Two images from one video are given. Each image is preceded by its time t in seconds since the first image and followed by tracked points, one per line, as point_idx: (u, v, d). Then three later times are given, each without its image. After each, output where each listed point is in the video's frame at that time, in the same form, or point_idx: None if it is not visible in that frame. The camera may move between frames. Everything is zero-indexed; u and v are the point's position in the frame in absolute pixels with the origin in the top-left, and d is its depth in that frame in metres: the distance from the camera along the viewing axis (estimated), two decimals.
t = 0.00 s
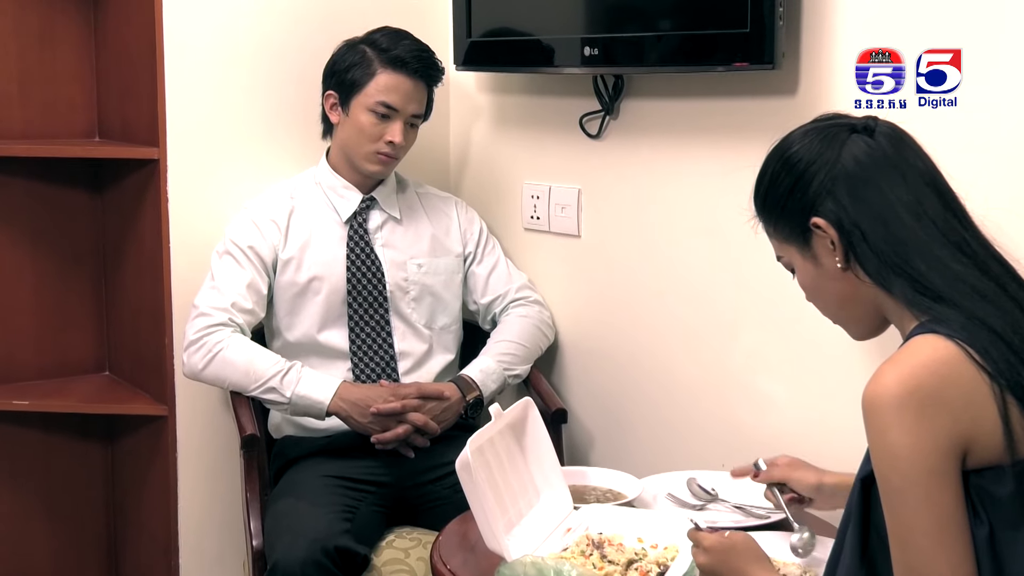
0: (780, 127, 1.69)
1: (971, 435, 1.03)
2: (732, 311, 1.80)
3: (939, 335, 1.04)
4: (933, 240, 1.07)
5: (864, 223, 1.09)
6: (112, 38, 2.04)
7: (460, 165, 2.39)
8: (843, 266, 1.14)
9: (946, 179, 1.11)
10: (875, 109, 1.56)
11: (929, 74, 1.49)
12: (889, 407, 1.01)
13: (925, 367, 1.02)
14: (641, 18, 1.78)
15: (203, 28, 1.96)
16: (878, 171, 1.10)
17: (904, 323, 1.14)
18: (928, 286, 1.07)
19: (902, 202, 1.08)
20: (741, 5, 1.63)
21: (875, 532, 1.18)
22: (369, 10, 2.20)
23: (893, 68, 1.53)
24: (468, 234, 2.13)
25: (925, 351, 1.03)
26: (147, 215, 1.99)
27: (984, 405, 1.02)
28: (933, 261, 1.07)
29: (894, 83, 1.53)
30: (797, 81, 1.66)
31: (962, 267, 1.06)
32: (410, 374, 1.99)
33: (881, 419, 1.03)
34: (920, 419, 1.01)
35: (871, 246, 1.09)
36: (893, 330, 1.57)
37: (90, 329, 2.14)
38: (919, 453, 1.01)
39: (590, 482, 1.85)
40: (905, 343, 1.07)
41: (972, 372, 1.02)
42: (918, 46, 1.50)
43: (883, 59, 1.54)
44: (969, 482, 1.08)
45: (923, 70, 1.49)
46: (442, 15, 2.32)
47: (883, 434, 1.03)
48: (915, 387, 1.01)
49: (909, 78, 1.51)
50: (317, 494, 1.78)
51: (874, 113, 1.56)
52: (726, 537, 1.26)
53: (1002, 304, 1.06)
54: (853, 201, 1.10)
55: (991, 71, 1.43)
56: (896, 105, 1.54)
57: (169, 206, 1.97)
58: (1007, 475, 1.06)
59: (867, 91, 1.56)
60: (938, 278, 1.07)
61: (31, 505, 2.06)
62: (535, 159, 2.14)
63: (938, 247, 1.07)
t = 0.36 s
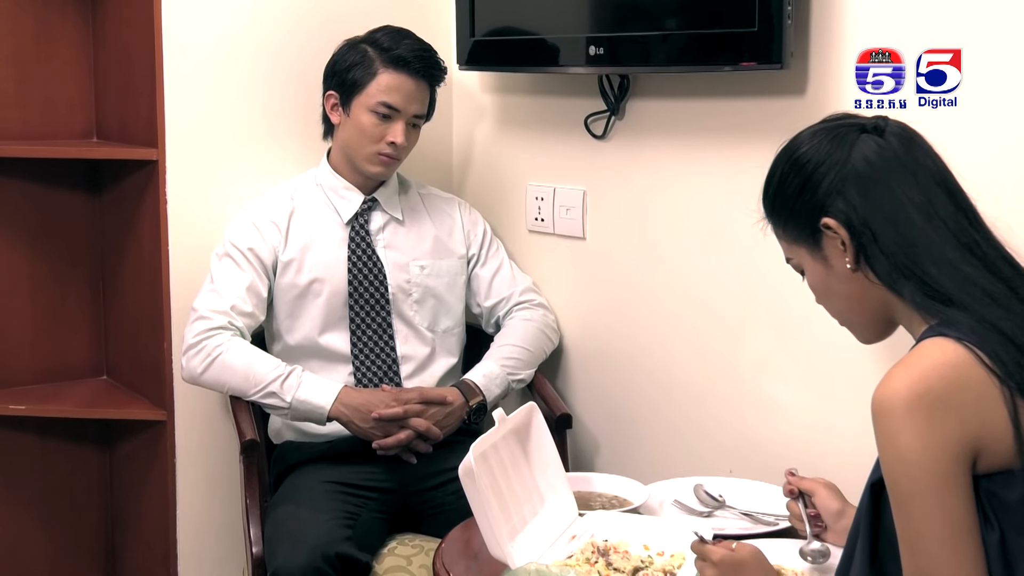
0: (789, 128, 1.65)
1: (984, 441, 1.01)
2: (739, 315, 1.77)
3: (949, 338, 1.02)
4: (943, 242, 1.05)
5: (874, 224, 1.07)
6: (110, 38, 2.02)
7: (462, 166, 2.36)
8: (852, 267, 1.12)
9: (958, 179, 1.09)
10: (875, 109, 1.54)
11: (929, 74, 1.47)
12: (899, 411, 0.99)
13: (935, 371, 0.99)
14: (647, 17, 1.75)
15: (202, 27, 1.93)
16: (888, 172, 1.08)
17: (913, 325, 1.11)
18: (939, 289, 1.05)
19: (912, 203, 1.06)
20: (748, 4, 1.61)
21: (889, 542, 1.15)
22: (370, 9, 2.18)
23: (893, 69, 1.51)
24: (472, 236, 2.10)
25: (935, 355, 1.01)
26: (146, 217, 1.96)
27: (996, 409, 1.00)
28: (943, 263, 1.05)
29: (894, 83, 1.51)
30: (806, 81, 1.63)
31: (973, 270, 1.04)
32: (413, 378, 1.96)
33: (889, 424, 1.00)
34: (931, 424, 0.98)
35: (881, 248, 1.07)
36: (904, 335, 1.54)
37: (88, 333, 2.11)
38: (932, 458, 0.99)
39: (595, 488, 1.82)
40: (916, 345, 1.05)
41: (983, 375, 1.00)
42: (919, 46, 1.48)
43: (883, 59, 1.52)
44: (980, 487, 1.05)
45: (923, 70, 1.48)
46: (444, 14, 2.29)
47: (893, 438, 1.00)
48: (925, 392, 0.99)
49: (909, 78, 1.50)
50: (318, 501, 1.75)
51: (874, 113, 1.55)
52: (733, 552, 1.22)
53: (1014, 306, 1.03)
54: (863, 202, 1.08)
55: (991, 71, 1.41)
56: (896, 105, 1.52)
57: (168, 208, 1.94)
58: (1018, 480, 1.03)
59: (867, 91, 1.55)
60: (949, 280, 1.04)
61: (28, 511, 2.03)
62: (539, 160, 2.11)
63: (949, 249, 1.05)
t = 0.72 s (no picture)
0: (796, 129, 1.63)
1: (994, 447, 0.99)
2: (746, 319, 1.74)
3: (958, 344, 1.00)
4: (954, 246, 1.03)
5: (886, 225, 1.05)
6: (109, 38, 1.99)
7: (465, 168, 2.33)
8: (864, 269, 1.09)
9: (970, 182, 1.07)
10: (875, 109, 1.54)
11: (929, 74, 1.46)
12: (904, 419, 0.98)
13: (944, 379, 0.98)
14: (652, 17, 1.73)
15: (201, 28, 1.91)
16: (901, 173, 1.06)
17: (922, 327, 1.09)
18: (949, 293, 1.03)
19: (925, 206, 1.04)
20: (755, 4, 1.58)
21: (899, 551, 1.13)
22: (372, 9, 2.15)
23: (893, 68, 1.50)
24: (475, 239, 2.07)
25: (943, 361, 0.99)
26: (144, 219, 1.94)
27: (1004, 415, 0.98)
28: (954, 266, 1.03)
29: (894, 83, 1.51)
30: (814, 82, 1.60)
31: (983, 274, 1.03)
32: (415, 383, 1.94)
33: (893, 430, 0.99)
34: (936, 430, 0.97)
35: (892, 250, 1.05)
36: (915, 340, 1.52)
37: (86, 337, 2.09)
38: (938, 461, 0.98)
39: (600, 495, 1.79)
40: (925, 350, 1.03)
41: (991, 382, 0.98)
42: (919, 46, 1.47)
43: (883, 58, 1.51)
44: (988, 493, 1.03)
45: (923, 70, 1.47)
46: (447, 14, 2.26)
47: (903, 446, 0.99)
48: (930, 400, 0.97)
49: (909, 78, 1.49)
50: (319, 507, 1.72)
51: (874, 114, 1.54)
52: None
53: None
54: (876, 203, 1.06)
55: (991, 71, 1.40)
56: (896, 105, 1.52)
57: (167, 211, 1.91)
58: None
59: (867, 91, 1.54)
60: (959, 284, 1.03)
61: (25, 517, 2.01)
62: (544, 162, 2.09)
63: (960, 253, 1.03)
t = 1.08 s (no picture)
0: (804, 131, 1.60)
1: (1010, 452, 0.97)
2: (754, 323, 1.72)
3: (977, 347, 0.99)
4: (965, 249, 1.01)
5: (892, 230, 1.03)
6: (109, 39, 1.98)
7: (469, 171, 2.31)
8: (870, 277, 1.07)
9: (976, 188, 1.05)
10: (875, 109, 1.52)
11: (929, 74, 1.45)
12: (923, 421, 0.96)
13: (963, 382, 0.96)
14: (658, 17, 1.70)
15: (201, 28, 1.89)
16: (906, 179, 1.04)
17: (938, 331, 1.07)
18: (962, 295, 1.01)
19: (931, 210, 1.02)
20: (763, 4, 1.56)
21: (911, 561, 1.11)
22: (375, 10, 2.13)
23: (893, 68, 1.49)
24: (479, 241, 2.05)
25: (963, 364, 0.97)
26: (144, 221, 1.92)
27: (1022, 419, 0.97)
28: (966, 269, 1.01)
29: (894, 83, 1.49)
30: (823, 82, 1.58)
31: (996, 276, 1.01)
32: (418, 388, 1.91)
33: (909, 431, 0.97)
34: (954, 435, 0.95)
35: (899, 254, 1.03)
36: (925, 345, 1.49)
37: (85, 340, 2.07)
38: (951, 466, 0.95)
39: (606, 502, 1.76)
40: (942, 352, 1.01)
41: (1009, 384, 0.97)
42: (919, 46, 1.46)
43: (883, 58, 1.50)
44: (1004, 500, 1.01)
45: (923, 70, 1.45)
46: (450, 14, 2.24)
47: (918, 455, 0.97)
48: (948, 400, 0.95)
49: (908, 78, 1.47)
50: (320, 514, 1.70)
51: (874, 114, 1.52)
52: None
53: None
54: (881, 209, 1.04)
55: (992, 71, 1.39)
56: (896, 105, 1.50)
57: (167, 214, 1.89)
58: None
59: (867, 91, 1.52)
60: (973, 285, 1.01)
61: (23, 522, 1.98)
62: (548, 164, 2.07)
63: (971, 255, 1.02)
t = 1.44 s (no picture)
0: (815, 131, 1.57)
1: None
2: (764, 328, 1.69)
3: (998, 352, 0.96)
4: (985, 252, 0.99)
5: (910, 234, 1.00)
6: (106, 38, 1.94)
7: (473, 172, 2.27)
8: (888, 281, 1.04)
9: (995, 188, 1.02)
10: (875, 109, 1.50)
11: (929, 74, 1.43)
12: (942, 429, 0.93)
13: (984, 388, 0.93)
14: (665, 15, 1.67)
15: (199, 27, 1.86)
16: (924, 181, 1.01)
17: (957, 338, 1.03)
18: (984, 299, 0.98)
19: (950, 213, 0.99)
20: (773, 2, 1.53)
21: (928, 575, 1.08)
22: (377, 9, 2.10)
23: (893, 68, 1.47)
24: (483, 243, 2.02)
25: (984, 370, 0.94)
26: (142, 224, 1.88)
27: None
28: (987, 272, 0.98)
29: (894, 83, 1.47)
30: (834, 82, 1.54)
31: (1018, 279, 0.98)
32: (421, 394, 1.88)
33: (929, 441, 0.94)
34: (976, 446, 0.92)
35: (918, 258, 1.00)
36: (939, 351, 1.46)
37: (83, 345, 2.03)
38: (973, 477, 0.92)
39: (613, 510, 1.73)
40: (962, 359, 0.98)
41: None
42: (918, 46, 1.44)
43: (883, 58, 1.48)
44: None
45: (923, 70, 1.44)
46: (455, 13, 2.21)
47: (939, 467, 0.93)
48: (969, 407, 0.92)
49: (908, 78, 1.45)
50: (322, 523, 1.67)
51: (874, 114, 1.50)
52: None
53: None
54: (897, 212, 1.01)
55: (992, 71, 1.37)
56: (896, 105, 1.48)
57: (166, 217, 1.86)
58: None
59: (867, 91, 1.50)
60: (993, 289, 0.98)
61: (19, 530, 1.95)
62: (554, 166, 2.03)
63: (991, 258, 0.99)
